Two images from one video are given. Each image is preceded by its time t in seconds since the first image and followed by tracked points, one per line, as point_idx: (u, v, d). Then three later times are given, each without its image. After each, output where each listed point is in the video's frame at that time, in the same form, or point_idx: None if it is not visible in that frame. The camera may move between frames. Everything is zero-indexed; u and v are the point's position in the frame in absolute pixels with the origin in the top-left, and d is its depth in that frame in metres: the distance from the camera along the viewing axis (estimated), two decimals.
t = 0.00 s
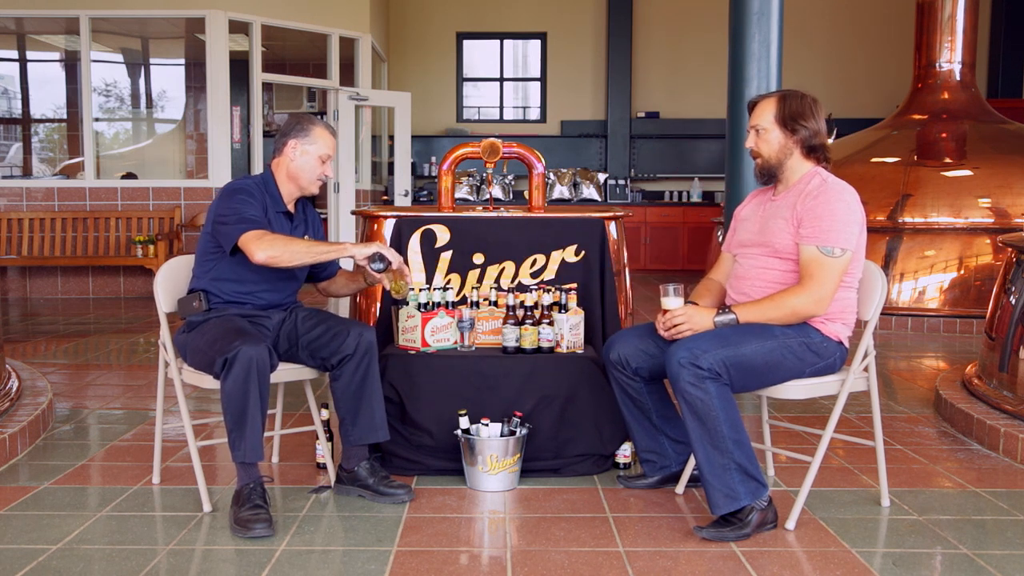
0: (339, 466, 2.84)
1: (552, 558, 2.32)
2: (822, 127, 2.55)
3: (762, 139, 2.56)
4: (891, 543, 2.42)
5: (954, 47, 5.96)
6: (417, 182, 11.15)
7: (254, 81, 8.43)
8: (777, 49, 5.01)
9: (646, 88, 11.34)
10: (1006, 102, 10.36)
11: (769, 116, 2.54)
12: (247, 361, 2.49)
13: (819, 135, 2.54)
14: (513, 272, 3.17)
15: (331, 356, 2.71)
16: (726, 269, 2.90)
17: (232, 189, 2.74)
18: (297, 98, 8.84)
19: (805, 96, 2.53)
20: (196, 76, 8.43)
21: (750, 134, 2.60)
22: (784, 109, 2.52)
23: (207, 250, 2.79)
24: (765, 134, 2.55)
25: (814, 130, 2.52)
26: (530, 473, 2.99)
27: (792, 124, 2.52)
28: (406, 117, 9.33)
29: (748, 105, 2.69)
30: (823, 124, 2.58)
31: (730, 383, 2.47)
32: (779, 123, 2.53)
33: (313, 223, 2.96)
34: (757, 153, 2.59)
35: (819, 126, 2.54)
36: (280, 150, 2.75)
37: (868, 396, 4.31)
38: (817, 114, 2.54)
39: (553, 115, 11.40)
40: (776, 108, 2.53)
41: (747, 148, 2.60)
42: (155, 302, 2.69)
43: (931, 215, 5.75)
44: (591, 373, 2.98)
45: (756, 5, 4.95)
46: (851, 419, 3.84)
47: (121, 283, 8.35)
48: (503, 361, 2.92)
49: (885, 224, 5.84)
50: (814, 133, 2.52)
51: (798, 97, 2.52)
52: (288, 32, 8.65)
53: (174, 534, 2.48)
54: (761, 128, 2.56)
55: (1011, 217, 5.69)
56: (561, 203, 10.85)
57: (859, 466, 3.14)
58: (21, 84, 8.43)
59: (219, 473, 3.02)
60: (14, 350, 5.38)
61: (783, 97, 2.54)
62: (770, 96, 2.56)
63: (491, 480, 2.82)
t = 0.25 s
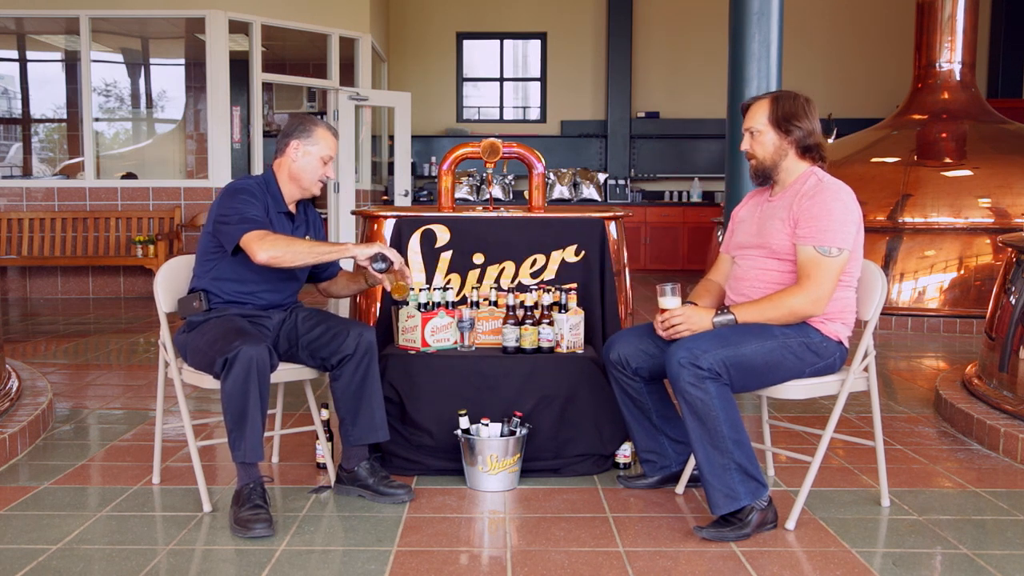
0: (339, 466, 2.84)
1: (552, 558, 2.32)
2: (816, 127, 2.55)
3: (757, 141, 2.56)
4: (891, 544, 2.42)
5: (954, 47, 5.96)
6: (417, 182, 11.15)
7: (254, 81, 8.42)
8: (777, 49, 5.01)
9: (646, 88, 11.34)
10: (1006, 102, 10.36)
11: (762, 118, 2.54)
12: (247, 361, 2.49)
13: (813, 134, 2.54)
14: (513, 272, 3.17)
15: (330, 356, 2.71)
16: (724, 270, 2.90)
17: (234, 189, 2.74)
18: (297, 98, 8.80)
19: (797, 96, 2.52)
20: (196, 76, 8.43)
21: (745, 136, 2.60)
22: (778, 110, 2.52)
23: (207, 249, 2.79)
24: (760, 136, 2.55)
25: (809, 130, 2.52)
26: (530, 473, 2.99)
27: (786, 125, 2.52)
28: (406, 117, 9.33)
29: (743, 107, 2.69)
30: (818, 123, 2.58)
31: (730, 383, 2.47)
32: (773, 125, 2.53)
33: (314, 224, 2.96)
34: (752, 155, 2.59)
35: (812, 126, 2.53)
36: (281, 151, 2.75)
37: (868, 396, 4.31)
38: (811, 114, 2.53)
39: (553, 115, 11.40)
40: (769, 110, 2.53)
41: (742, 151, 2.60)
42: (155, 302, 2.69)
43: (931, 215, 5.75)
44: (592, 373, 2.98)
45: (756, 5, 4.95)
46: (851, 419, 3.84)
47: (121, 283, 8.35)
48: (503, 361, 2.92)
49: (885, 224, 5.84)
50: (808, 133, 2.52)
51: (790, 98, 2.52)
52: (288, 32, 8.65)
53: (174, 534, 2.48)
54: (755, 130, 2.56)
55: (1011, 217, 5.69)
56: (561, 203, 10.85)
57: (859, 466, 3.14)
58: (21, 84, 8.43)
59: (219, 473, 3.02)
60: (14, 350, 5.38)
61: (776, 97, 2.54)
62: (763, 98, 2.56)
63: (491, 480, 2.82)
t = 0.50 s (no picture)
0: (339, 466, 2.84)
1: (552, 558, 2.32)
2: (815, 127, 2.55)
3: (756, 142, 2.56)
4: (891, 543, 2.42)
5: (954, 47, 5.96)
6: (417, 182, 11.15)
7: (254, 81, 8.42)
8: (777, 49, 5.01)
9: (646, 88, 11.34)
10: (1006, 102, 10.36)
11: (761, 118, 2.54)
12: (247, 361, 2.49)
13: (813, 135, 2.54)
14: (513, 272, 3.17)
15: (330, 356, 2.71)
16: (723, 270, 2.90)
17: (235, 189, 2.73)
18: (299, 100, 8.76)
19: (796, 96, 2.52)
20: (196, 76, 8.43)
21: (744, 136, 2.59)
22: (776, 110, 2.52)
23: (208, 249, 2.79)
24: (759, 136, 2.55)
25: (808, 130, 2.52)
26: (530, 473, 2.99)
27: (785, 125, 2.52)
28: (406, 117, 9.33)
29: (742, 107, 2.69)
30: (817, 123, 2.58)
31: (730, 383, 2.47)
32: (772, 125, 2.53)
33: (315, 224, 2.96)
34: (751, 155, 2.59)
35: (811, 126, 2.53)
36: (282, 151, 2.75)
37: (868, 396, 4.31)
38: (809, 114, 2.53)
39: (552, 115, 11.40)
40: (767, 110, 2.53)
41: (741, 151, 2.60)
42: (155, 302, 2.70)
43: (931, 215, 5.75)
44: (591, 373, 2.98)
45: (756, 4, 4.95)
46: (851, 418, 3.84)
47: (121, 283, 8.35)
48: (503, 361, 2.92)
49: (885, 224, 5.84)
50: (807, 133, 2.52)
51: (789, 98, 2.52)
52: (287, 32, 8.65)
53: (174, 534, 2.48)
54: (754, 130, 2.55)
55: (1011, 217, 5.69)
56: (561, 203, 10.85)
57: (859, 466, 3.14)
58: (21, 84, 8.43)
59: (219, 473, 3.02)
60: (14, 350, 5.38)
61: (775, 97, 2.54)
62: (762, 99, 2.56)
63: (491, 480, 2.82)
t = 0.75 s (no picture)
0: (339, 466, 2.84)
1: (552, 558, 2.32)
2: (816, 127, 2.55)
3: (757, 142, 2.56)
4: (891, 543, 2.42)
5: (954, 47, 5.96)
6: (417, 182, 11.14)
7: (254, 81, 8.42)
8: (777, 49, 5.01)
9: (646, 88, 11.34)
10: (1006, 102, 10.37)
11: (762, 118, 2.54)
12: (247, 361, 2.49)
13: (813, 135, 2.54)
14: (513, 272, 3.17)
15: (331, 356, 2.71)
16: (723, 270, 2.90)
17: (236, 188, 2.73)
18: (297, 98, 8.78)
19: (796, 96, 2.52)
20: (196, 76, 8.42)
21: (745, 137, 2.60)
22: (777, 110, 2.52)
23: (208, 249, 2.79)
24: (759, 136, 2.55)
25: (808, 131, 2.52)
26: (530, 473, 2.99)
27: (785, 125, 2.52)
28: (406, 117, 9.33)
29: (741, 107, 2.69)
30: (817, 123, 2.58)
31: (730, 383, 2.47)
32: (773, 125, 2.53)
33: (316, 224, 2.96)
34: (751, 156, 2.59)
35: (812, 126, 2.53)
36: (283, 151, 2.75)
37: (868, 396, 4.31)
38: (810, 114, 2.53)
39: (552, 115, 11.40)
40: (768, 110, 2.53)
41: (741, 152, 2.60)
42: (155, 302, 2.70)
43: (931, 215, 5.75)
44: (591, 373, 2.98)
45: (756, 4, 4.95)
46: (851, 418, 3.84)
47: (121, 283, 8.35)
48: (503, 361, 2.92)
49: (885, 224, 5.84)
50: (807, 134, 2.52)
51: (789, 98, 2.52)
52: (287, 32, 8.65)
53: (174, 534, 2.48)
54: (755, 131, 2.55)
55: (1011, 217, 5.69)
56: (561, 203, 10.85)
57: (859, 466, 3.13)
58: (21, 84, 8.43)
59: (219, 473, 3.02)
60: (14, 350, 5.38)
61: (776, 98, 2.53)
62: (762, 99, 2.55)
63: (491, 480, 2.82)
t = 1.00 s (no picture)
0: (339, 466, 2.84)
1: (552, 558, 2.32)
2: (817, 127, 2.55)
3: (758, 142, 2.56)
4: (891, 544, 2.42)
5: (954, 47, 5.96)
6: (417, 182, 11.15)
7: (254, 81, 8.42)
8: (777, 49, 5.01)
9: (646, 88, 11.34)
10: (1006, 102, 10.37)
11: (763, 118, 2.54)
12: (247, 361, 2.49)
13: (814, 135, 2.54)
14: (513, 272, 3.17)
15: (331, 356, 2.71)
16: (723, 270, 2.90)
17: (236, 189, 2.73)
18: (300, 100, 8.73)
19: (797, 96, 2.52)
20: (196, 76, 8.42)
21: (746, 137, 2.60)
22: (778, 110, 2.52)
23: (209, 249, 2.79)
24: (760, 136, 2.55)
25: (809, 131, 2.52)
26: (530, 473, 2.99)
27: (786, 125, 2.52)
28: (406, 117, 9.33)
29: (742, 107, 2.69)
30: (818, 123, 2.58)
31: (730, 383, 2.47)
32: (774, 126, 2.53)
33: (317, 224, 2.97)
34: (752, 155, 2.59)
35: (813, 127, 2.54)
36: (284, 151, 2.75)
37: (868, 396, 4.31)
38: (810, 114, 2.53)
39: (553, 115, 11.40)
40: (768, 110, 2.53)
41: (742, 151, 2.60)
42: (154, 302, 2.70)
43: (931, 215, 5.75)
44: (591, 373, 2.98)
45: (756, 4, 4.95)
46: (851, 419, 3.84)
47: (121, 283, 8.35)
48: (503, 361, 2.92)
49: (885, 224, 5.84)
50: (808, 134, 2.53)
51: (790, 98, 2.52)
52: (287, 32, 8.65)
53: (174, 534, 2.48)
54: (756, 131, 2.55)
55: (1011, 217, 5.69)
56: (561, 203, 10.85)
57: (859, 466, 3.13)
58: (21, 84, 8.43)
59: (219, 473, 3.02)
60: (14, 350, 5.38)
61: (777, 98, 2.53)
62: (763, 99, 2.56)
63: (491, 480, 2.82)
